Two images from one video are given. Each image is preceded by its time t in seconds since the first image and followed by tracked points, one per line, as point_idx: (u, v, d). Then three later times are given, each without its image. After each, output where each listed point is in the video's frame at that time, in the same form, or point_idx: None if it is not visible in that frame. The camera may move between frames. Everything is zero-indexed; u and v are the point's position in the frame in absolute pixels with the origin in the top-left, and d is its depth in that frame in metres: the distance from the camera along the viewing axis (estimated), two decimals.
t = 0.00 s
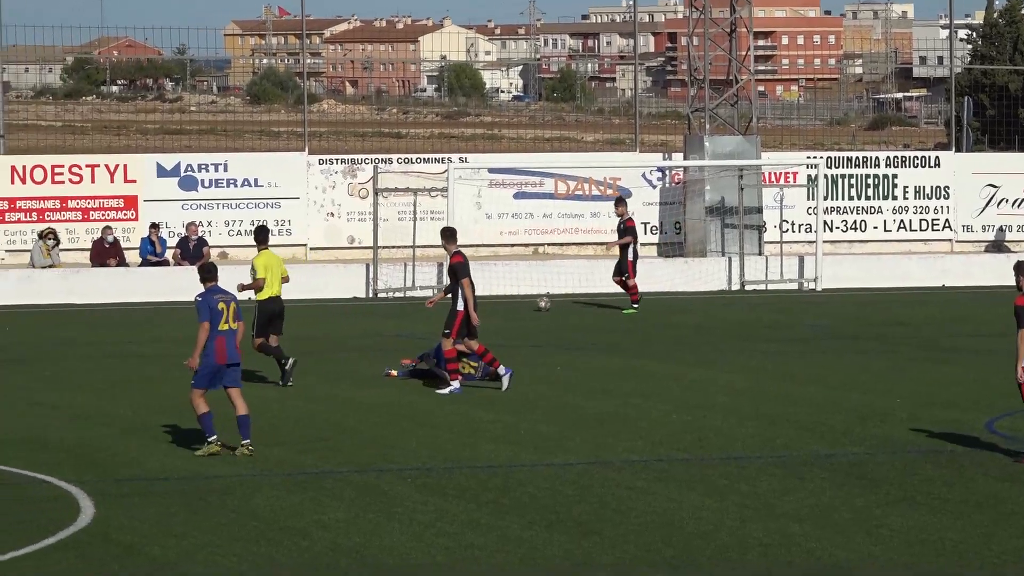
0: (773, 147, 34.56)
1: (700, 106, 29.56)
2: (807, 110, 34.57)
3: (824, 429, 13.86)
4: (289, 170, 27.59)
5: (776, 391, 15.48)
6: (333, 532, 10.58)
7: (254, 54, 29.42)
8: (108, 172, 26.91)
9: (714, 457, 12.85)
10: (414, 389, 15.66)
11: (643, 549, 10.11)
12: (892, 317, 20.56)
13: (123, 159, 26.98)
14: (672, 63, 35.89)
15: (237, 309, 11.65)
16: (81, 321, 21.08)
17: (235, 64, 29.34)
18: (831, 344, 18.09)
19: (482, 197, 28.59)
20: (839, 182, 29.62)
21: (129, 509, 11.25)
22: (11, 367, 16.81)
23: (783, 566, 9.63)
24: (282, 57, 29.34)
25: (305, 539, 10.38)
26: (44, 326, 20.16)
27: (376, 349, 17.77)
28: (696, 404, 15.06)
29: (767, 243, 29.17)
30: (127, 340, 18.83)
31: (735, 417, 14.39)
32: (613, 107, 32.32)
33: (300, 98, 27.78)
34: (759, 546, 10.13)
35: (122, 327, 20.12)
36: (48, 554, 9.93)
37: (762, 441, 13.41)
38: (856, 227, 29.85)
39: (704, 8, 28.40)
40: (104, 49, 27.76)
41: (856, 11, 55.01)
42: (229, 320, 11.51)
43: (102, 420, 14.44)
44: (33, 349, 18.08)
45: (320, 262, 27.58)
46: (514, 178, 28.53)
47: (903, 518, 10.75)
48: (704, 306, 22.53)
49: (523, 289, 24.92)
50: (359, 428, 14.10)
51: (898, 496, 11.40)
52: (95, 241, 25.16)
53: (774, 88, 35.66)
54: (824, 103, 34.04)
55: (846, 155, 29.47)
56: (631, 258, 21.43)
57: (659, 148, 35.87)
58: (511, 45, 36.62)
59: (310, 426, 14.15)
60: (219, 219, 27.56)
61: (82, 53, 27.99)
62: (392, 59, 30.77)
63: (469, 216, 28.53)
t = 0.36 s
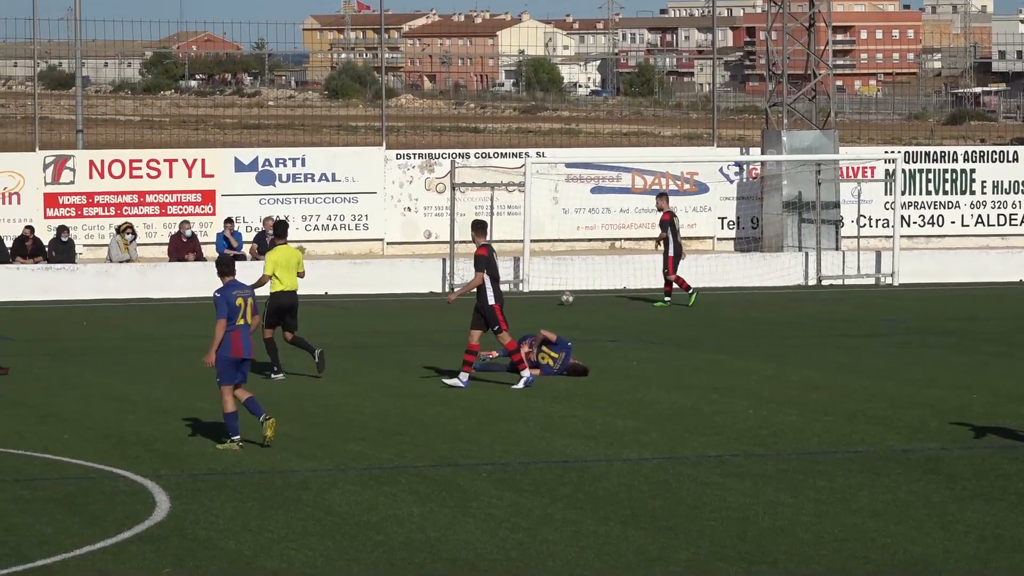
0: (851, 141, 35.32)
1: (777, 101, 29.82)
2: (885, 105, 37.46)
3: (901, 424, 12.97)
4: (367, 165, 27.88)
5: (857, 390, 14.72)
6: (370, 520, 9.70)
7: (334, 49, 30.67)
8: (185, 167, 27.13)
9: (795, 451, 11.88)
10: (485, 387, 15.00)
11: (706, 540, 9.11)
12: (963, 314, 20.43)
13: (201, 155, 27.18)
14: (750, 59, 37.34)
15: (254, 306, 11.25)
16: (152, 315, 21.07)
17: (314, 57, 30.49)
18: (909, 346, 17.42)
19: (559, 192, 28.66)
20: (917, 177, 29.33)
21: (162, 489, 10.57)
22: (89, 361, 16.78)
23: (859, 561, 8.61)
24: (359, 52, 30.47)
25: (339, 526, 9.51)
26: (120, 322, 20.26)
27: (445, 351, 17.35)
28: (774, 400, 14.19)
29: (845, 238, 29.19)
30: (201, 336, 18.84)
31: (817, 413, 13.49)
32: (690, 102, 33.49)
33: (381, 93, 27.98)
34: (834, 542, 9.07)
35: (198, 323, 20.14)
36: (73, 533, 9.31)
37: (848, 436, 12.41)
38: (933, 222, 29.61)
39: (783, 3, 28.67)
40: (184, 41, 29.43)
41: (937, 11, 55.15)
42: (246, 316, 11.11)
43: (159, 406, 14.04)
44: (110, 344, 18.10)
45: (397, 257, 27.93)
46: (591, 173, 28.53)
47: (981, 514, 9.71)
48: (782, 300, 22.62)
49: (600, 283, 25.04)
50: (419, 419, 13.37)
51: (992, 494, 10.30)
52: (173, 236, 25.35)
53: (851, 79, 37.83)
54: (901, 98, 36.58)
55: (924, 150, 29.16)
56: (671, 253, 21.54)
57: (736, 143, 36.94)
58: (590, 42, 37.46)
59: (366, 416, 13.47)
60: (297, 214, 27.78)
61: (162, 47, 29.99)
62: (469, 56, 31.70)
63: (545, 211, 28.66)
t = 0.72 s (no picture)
0: (863, 142, 35.28)
1: (790, 101, 29.85)
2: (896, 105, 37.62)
3: (915, 424, 12.93)
4: (379, 165, 27.93)
5: (869, 389, 14.69)
6: (381, 519, 9.71)
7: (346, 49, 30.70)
8: (197, 167, 27.18)
9: (807, 450, 11.88)
10: (498, 386, 15.00)
11: (717, 540, 9.10)
12: (975, 313, 20.47)
13: (213, 155, 27.23)
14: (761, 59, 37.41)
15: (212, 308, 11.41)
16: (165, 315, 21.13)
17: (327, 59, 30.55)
18: (921, 346, 17.38)
19: (571, 192, 28.66)
20: (929, 177, 29.31)
21: (174, 488, 10.60)
22: (104, 361, 16.84)
23: (870, 561, 8.60)
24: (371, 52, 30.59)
25: (350, 525, 9.53)
26: (133, 322, 20.33)
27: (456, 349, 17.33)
28: (786, 400, 14.17)
29: (857, 238, 29.17)
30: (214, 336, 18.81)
31: (830, 413, 13.48)
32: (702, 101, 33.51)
33: (393, 93, 28.00)
34: (846, 542, 9.06)
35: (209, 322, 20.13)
36: (85, 532, 9.33)
37: (860, 436, 12.39)
38: (946, 222, 29.59)
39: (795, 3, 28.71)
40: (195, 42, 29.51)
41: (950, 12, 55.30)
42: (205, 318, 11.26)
43: (172, 405, 14.07)
44: (124, 344, 18.17)
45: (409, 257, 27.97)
46: (603, 173, 28.60)
47: (994, 515, 9.68)
48: (794, 300, 22.56)
49: (613, 283, 25.04)
50: (430, 418, 13.38)
51: (1004, 494, 10.28)
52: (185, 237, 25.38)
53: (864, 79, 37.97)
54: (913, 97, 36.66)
55: (936, 150, 29.10)
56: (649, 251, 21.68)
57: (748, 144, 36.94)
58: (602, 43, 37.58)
59: (378, 416, 13.48)
60: (309, 214, 27.82)
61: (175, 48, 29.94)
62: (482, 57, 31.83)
63: (558, 211, 28.66)
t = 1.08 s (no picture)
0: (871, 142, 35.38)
1: (798, 101, 29.89)
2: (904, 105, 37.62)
3: (922, 425, 12.92)
4: (387, 166, 27.97)
5: (875, 389, 14.69)
6: (388, 519, 9.73)
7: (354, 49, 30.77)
8: (206, 167, 27.22)
9: (815, 450, 11.88)
10: (505, 386, 15.01)
11: (725, 541, 9.10)
12: (983, 314, 20.45)
13: (221, 154, 27.26)
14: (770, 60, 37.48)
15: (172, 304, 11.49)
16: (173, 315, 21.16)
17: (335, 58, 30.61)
18: (929, 347, 17.38)
19: (579, 192, 28.63)
20: (937, 177, 29.31)
21: (181, 488, 10.62)
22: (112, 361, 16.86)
23: (878, 561, 8.60)
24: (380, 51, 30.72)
25: (357, 525, 9.54)
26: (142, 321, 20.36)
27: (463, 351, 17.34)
28: (794, 400, 14.16)
29: (865, 239, 29.14)
30: (220, 336, 18.81)
31: (837, 413, 13.47)
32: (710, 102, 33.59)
33: (402, 93, 28.03)
34: (854, 542, 9.06)
35: (217, 323, 20.15)
36: (93, 531, 9.34)
37: (868, 436, 12.39)
38: (954, 222, 29.57)
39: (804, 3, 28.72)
40: (206, 42, 29.58)
41: (961, 10, 55.30)
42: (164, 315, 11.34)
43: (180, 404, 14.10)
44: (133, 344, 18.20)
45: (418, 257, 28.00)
46: (611, 173, 28.60)
47: (1002, 515, 9.68)
48: (802, 301, 22.57)
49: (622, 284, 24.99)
50: (438, 417, 13.39)
51: (1011, 494, 10.28)
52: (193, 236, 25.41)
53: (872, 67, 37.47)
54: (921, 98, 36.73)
55: (943, 151, 29.09)
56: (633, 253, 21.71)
57: (756, 144, 37.00)
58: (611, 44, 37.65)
59: (385, 415, 13.49)
60: (317, 214, 27.85)
61: (182, 47, 30.00)
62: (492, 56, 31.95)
63: (566, 211, 28.68)
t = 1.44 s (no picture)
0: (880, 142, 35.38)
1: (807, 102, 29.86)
2: (914, 105, 37.57)
3: (931, 425, 12.90)
4: (396, 165, 27.98)
5: (883, 390, 14.67)
6: (396, 518, 9.74)
7: (363, 49, 30.80)
8: (215, 165, 27.25)
9: (823, 451, 11.87)
10: (513, 385, 15.01)
11: (733, 541, 9.10)
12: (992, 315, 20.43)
13: (230, 153, 27.29)
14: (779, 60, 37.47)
15: (137, 298, 11.72)
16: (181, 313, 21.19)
17: (344, 58, 30.64)
18: (938, 347, 17.36)
19: (588, 192, 28.74)
20: (946, 177, 29.28)
21: (190, 486, 10.64)
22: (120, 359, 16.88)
23: (886, 562, 8.59)
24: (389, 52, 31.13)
25: (365, 524, 9.55)
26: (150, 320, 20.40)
27: (470, 350, 17.34)
28: (803, 400, 14.15)
29: (874, 239, 29.12)
30: (229, 335, 18.83)
31: (846, 414, 13.46)
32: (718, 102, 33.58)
33: (410, 92, 28.05)
34: (861, 542, 9.05)
35: (225, 322, 20.18)
36: (102, 529, 9.37)
37: (875, 436, 12.38)
38: (963, 222, 29.53)
39: (812, 3, 28.68)
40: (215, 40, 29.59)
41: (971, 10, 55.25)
42: (128, 309, 11.58)
43: (189, 403, 14.12)
44: (142, 342, 18.23)
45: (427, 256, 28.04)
46: (621, 173, 28.59)
47: (1011, 516, 9.67)
48: (810, 301, 22.56)
49: (632, 284, 24.93)
50: (446, 416, 13.40)
51: (1021, 494, 10.26)
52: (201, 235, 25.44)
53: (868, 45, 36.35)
54: (930, 98, 36.71)
55: (953, 151, 29.06)
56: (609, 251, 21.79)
57: (764, 144, 36.99)
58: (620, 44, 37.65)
59: (394, 414, 13.51)
60: (326, 213, 27.90)
61: (191, 46, 30.04)
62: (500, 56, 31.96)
63: (575, 211, 28.72)
